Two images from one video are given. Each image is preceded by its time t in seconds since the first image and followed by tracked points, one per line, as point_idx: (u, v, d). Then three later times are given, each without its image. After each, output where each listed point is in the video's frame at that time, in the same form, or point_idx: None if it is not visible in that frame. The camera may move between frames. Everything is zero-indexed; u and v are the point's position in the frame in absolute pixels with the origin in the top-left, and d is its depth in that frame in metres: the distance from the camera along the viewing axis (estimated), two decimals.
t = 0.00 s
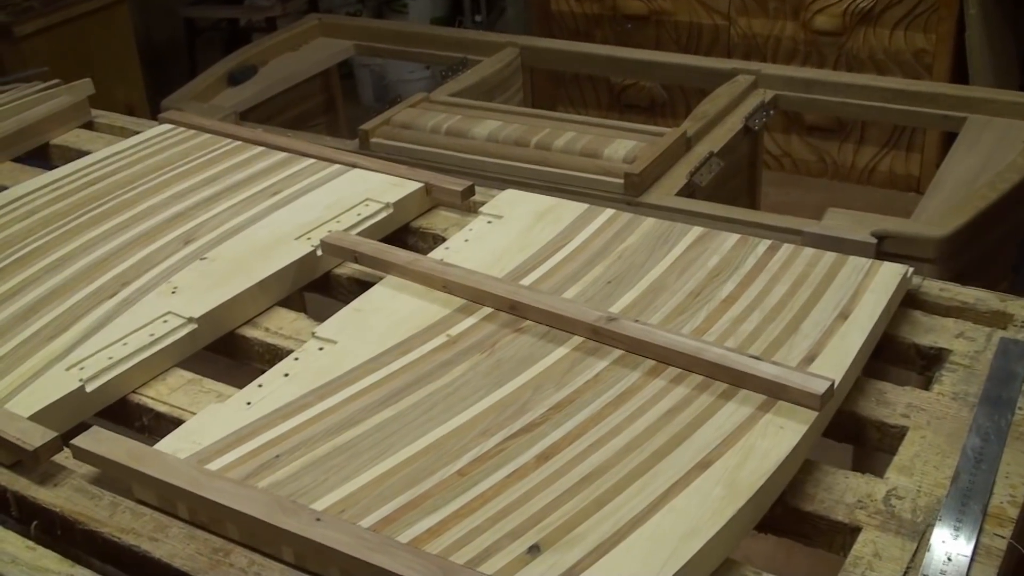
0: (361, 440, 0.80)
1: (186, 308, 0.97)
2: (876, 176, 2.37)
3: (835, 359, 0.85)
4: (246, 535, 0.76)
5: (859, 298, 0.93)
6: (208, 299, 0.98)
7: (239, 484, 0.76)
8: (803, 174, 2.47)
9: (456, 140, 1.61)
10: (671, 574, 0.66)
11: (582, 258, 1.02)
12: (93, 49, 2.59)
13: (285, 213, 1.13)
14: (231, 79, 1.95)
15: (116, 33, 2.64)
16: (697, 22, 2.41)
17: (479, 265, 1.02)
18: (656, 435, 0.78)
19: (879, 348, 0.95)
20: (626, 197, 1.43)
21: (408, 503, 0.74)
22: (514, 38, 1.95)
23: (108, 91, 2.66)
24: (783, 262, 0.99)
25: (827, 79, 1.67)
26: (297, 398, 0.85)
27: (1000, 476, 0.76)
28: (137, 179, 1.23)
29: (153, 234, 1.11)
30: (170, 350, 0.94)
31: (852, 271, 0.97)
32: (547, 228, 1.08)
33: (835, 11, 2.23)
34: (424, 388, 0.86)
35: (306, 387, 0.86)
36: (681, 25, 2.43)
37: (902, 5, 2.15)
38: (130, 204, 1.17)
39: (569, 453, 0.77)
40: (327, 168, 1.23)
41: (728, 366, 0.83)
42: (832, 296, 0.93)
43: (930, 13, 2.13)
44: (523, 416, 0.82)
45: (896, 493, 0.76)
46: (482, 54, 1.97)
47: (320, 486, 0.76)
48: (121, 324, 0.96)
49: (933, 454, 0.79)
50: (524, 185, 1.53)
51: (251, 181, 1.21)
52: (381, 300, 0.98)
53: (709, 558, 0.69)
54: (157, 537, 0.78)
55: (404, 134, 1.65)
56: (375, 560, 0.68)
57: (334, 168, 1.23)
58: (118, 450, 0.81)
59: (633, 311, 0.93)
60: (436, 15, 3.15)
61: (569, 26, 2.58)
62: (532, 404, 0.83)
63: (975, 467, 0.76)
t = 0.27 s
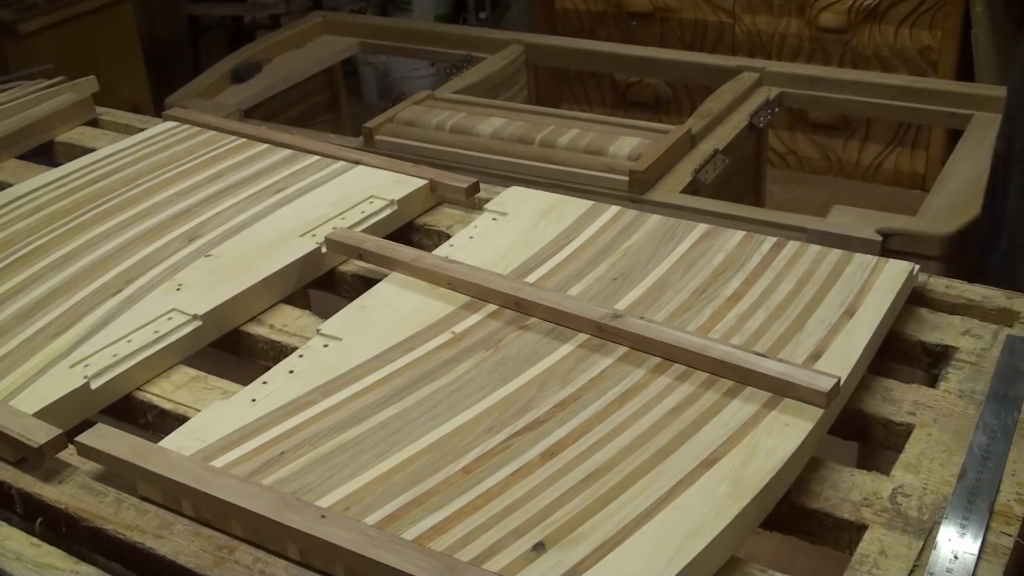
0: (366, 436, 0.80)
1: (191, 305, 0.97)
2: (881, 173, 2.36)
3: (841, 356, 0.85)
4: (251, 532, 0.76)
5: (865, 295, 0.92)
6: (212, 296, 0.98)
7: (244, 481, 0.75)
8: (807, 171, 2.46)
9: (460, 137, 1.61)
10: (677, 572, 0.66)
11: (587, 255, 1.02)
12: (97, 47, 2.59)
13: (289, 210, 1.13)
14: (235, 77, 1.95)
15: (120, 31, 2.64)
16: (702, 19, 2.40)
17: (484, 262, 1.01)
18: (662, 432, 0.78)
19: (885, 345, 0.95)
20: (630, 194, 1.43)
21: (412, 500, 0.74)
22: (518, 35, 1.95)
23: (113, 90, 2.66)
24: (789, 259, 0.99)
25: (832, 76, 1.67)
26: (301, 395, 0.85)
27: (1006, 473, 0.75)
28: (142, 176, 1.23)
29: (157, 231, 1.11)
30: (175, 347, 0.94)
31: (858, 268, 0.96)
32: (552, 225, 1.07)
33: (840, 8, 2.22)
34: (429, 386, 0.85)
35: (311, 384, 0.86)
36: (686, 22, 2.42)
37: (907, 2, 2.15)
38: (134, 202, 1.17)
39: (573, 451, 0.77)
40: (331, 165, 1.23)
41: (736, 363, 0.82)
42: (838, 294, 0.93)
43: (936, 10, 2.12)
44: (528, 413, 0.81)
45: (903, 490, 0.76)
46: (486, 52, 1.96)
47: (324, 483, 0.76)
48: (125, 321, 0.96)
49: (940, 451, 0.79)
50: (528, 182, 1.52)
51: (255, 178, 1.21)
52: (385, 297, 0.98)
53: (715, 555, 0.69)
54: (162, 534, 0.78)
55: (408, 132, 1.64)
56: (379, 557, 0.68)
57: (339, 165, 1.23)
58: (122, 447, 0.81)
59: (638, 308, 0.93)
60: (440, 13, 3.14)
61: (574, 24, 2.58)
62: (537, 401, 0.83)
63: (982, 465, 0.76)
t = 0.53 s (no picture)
0: (367, 434, 0.80)
1: (193, 302, 0.97)
2: (883, 171, 2.36)
3: (844, 353, 0.85)
4: (253, 529, 0.76)
5: (867, 292, 0.92)
6: (214, 293, 0.98)
7: (245, 478, 0.75)
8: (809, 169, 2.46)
9: (462, 135, 1.61)
10: (678, 569, 0.66)
11: (588, 253, 1.02)
12: (99, 45, 2.59)
13: (291, 207, 1.13)
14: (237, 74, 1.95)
15: (122, 29, 2.64)
16: (703, 16, 2.40)
17: (485, 260, 1.01)
18: (663, 430, 0.78)
19: (887, 342, 0.95)
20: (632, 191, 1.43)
21: (414, 498, 0.74)
22: (520, 32, 1.95)
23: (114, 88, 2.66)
24: (791, 257, 0.99)
25: (834, 74, 1.67)
26: (303, 393, 0.85)
27: (1008, 471, 0.75)
28: (143, 174, 1.23)
29: (158, 229, 1.11)
30: (177, 345, 0.94)
31: (860, 265, 0.96)
32: (554, 222, 1.07)
33: (842, 4, 2.22)
34: (430, 384, 0.85)
35: (312, 382, 0.86)
36: (687, 20, 2.42)
37: None
38: (136, 200, 1.17)
39: (575, 448, 0.77)
40: (333, 163, 1.23)
41: (739, 360, 0.82)
42: (840, 291, 0.93)
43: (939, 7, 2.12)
44: (529, 411, 0.81)
45: (905, 488, 0.76)
46: (488, 49, 1.96)
47: (326, 481, 0.76)
48: (127, 319, 0.96)
49: (942, 449, 0.79)
50: (530, 180, 1.52)
51: (257, 176, 1.21)
52: (387, 294, 0.98)
53: (717, 553, 0.69)
54: (164, 532, 0.78)
55: (409, 129, 1.64)
56: (381, 555, 0.68)
57: (340, 162, 1.23)
58: (124, 445, 0.81)
59: (639, 306, 0.93)
60: (442, 10, 3.14)
61: (575, 21, 2.58)
62: (538, 399, 0.83)
63: (984, 462, 0.76)
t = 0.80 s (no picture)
0: (367, 433, 0.80)
1: (192, 302, 0.97)
2: (883, 168, 2.36)
3: (844, 351, 0.85)
4: (253, 529, 0.75)
5: (867, 290, 0.92)
6: (213, 292, 0.98)
7: (245, 478, 0.75)
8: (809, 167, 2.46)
9: (461, 133, 1.60)
10: (679, 568, 0.66)
11: (588, 252, 1.02)
12: (99, 43, 2.59)
13: (291, 206, 1.13)
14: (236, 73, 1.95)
15: (121, 27, 2.64)
16: (703, 14, 2.39)
17: (485, 258, 1.01)
18: (664, 429, 0.78)
19: (887, 340, 0.95)
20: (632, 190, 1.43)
21: (414, 497, 0.73)
22: (520, 30, 1.95)
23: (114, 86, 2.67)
24: (791, 255, 0.99)
25: (834, 71, 1.66)
26: (302, 392, 0.85)
27: (1009, 469, 0.75)
28: (143, 173, 1.23)
29: (158, 228, 1.11)
30: (177, 344, 0.94)
31: (861, 263, 0.96)
32: (554, 220, 1.07)
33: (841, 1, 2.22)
34: (430, 383, 0.85)
35: (312, 381, 0.86)
36: (687, 18, 2.42)
37: None
38: (135, 199, 1.17)
39: (575, 447, 0.77)
40: (333, 162, 1.23)
41: (739, 358, 0.82)
42: (841, 289, 0.93)
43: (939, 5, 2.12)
44: (529, 410, 0.81)
45: (905, 486, 0.76)
46: (488, 47, 1.96)
47: (326, 480, 0.76)
48: (126, 318, 0.96)
49: (942, 447, 0.79)
50: (530, 178, 1.52)
51: (256, 175, 1.21)
52: (386, 293, 0.98)
53: (717, 552, 0.69)
54: (164, 531, 0.78)
55: (409, 128, 1.64)
56: (381, 555, 0.68)
57: (340, 161, 1.23)
58: (124, 445, 0.80)
59: (639, 305, 0.93)
60: (442, 8, 3.14)
61: (575, 19, 2.58)
62: (538, 398, 0.82)
63: (985, 460, 0.76)
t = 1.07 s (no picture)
0: (368, 433, 0.80)
1: (193, 302, 0.97)
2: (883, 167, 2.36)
3: (845, 349, 0.85)
4: (254, 529, 0.75)
5: (868, 289, 0.92)
6: (213, 293, 0.98)
7: (245, 478, 0.75)
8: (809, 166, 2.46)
9: (461, 133, 1.60)
10: (679, 567, 0.66)
11: (588, 251, 1.02)
12: (100, 43, 2.59)
13: (291, 207, 1.13)
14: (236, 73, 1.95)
15: (122, 28, 2.64)
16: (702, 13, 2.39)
17: (485, 258, 1.01)
18: (664, 428, 0.78)
19: (887, 339, 0.95)
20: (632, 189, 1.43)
21: (414, 496, 0.73)
22: (520, 30, 1.95)
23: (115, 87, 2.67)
24: (791, 253, 0.99)
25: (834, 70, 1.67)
26: (302, 393, 0.85)
27: (1010, 467, 0.75)
28: (143, 174, 1.23)
29: (158, 229, 1.11)
30: (177, 344, 0.94)
31: (861, 261, 0.96)
32: (554, 220, 1.07)
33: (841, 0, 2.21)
34: (430, 383, 0.85)
35: (312, 381, 0.86)
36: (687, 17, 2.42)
37: None
38: (135, 199, 1.17)
39: (575, 447, 0.77)
40: (332, 162, 1.23)
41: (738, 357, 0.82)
42: (841, 287, 0.93)
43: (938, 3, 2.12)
44: (530, 410, 0.81)
45: (906, 485, 0.76)
46: (489, 47, 1.96)
47: (327, 480, 0.76)
48: (127, 319, 0.96)
49: (943, 445, 0.79)
50: (530, 178, 1.52)
51: (256, 175, 1.21)
52: (386, 293, 0.98)
53: (718, 551, 0.69)
54: (164, 532, 0.78)
55: (409, 127, 1.64)
56: (381, 554, 0.68)
57: (340, 161, 1.23)
58: (124, 445, 0.80)
59: (639, 304, 0.93)
60: (442, 8, 3.14)
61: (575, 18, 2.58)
62: (538, 398, 0.82)
63: (986, 459, 0.76)
